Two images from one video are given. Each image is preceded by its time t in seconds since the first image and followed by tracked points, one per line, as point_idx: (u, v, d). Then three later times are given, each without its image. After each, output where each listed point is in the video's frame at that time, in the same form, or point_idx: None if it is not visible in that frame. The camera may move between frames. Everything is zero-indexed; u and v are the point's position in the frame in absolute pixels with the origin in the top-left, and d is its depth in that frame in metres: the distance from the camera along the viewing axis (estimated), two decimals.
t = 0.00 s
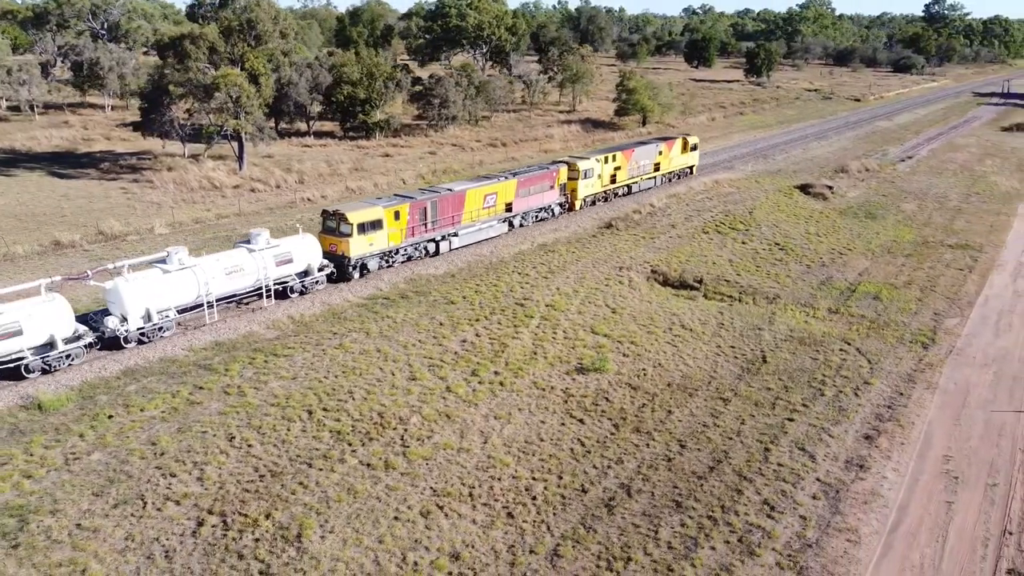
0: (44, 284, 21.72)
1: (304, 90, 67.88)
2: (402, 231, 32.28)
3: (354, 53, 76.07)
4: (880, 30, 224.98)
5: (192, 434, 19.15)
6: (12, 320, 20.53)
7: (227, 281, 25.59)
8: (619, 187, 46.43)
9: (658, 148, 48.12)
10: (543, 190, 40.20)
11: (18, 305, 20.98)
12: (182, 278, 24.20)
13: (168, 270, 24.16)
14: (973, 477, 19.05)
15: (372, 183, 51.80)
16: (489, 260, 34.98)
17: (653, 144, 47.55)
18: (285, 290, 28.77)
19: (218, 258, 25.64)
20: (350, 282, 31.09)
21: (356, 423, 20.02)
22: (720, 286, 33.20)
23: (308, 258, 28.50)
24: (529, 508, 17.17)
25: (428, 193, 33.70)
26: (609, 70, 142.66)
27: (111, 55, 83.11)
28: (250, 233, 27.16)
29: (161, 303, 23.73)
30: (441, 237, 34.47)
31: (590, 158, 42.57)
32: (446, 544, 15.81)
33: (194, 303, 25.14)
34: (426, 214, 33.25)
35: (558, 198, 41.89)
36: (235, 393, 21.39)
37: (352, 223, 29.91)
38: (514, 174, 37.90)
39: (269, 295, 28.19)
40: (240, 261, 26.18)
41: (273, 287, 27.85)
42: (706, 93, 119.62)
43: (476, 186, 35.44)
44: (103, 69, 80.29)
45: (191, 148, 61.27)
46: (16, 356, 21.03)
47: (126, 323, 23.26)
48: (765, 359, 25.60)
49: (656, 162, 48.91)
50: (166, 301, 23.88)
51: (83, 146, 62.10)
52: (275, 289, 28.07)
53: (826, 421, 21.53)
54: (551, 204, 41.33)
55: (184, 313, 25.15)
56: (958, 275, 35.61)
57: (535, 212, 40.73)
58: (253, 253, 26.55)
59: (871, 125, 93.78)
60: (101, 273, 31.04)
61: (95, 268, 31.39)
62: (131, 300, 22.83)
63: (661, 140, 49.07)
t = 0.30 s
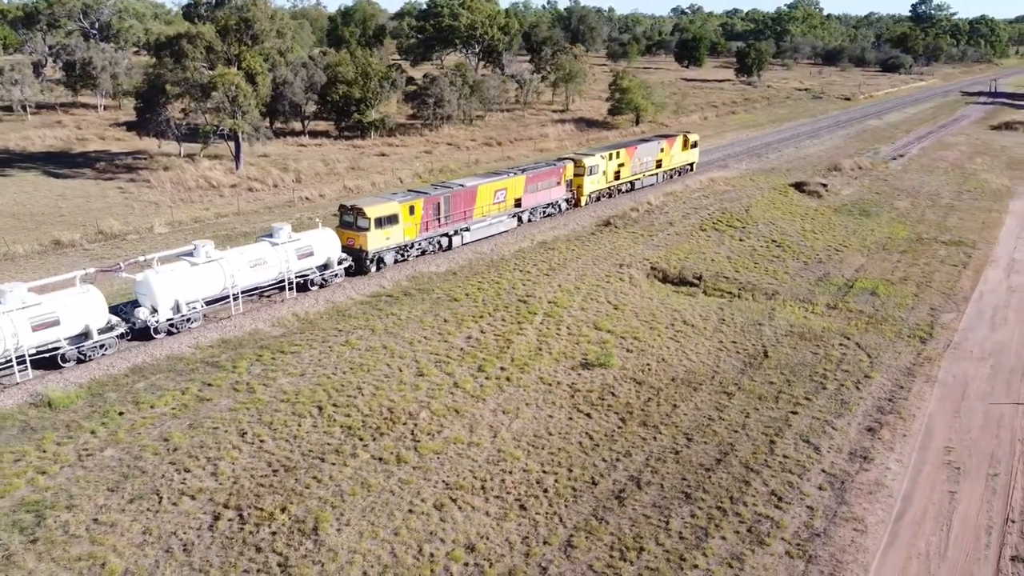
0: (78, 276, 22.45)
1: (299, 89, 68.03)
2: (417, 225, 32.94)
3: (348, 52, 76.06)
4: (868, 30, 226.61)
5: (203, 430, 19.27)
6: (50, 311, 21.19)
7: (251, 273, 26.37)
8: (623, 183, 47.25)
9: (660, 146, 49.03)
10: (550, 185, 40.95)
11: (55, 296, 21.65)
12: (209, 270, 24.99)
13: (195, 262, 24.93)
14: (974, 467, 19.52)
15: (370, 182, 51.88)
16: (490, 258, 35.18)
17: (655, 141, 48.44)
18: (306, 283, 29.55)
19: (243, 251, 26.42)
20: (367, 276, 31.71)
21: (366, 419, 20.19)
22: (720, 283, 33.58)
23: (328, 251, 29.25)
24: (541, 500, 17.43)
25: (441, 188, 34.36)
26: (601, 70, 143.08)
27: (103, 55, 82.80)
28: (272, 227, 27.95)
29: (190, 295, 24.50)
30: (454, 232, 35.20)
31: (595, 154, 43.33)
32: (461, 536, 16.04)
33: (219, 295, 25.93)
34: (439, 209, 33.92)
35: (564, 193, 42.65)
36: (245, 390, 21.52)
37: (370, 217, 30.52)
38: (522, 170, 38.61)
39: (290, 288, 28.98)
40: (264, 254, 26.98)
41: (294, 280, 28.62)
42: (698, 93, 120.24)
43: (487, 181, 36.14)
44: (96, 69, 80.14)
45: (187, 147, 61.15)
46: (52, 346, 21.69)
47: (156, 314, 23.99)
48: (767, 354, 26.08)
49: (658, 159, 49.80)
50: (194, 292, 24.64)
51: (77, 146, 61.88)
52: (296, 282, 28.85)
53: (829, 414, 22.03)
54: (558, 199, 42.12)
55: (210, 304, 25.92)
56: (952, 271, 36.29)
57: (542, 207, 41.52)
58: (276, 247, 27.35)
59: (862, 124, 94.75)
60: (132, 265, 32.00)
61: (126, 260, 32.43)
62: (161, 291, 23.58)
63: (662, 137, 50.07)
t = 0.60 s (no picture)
0: (111, 268, 23.13)
1: (295, 89, 68.02)
2: (431, 220, 33.63)
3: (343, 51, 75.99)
4: (856, 29, 228.17)
5: (215, 426, 19.39)
6: (84, 302, 21.81)
7: (274, 266, 27.21)
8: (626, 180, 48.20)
9: (662, 143, 49.98)
10: (557, 181, 41.71)
11: (89, 288, 22.30)
12: (235, 263, 25.79)
13: (221, 256, 25.72)
14: (975, 458, 20.03)
15: (368, 181, 51.92)
16: (491, 255, 35.32)
17: (657, 139, 49.38)
18: (325, 275, 30.38)
19: (266, 245, 27.23)
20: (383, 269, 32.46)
21: (377, 414, 20.36)
22: (719, 279, 33.89)
23: (346, 245, 30.07)
24: (553, 493, 17.67)
25: (453, 183, 35.04)
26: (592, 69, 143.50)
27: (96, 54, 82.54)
28: (292, 221, 28.74)
29: (217, 286, 25.28)
30: (466, 227, 35.94)
31: (600, 151, 44.18)
32: (475, 528, 16.25)
33: (244, 287, 26.75)
34: (452, 204, 34.61)
35: (571, 189, 43.39)
36: (254, 386, 21.64)
37: (386, 212, 31.19)
38: (531, 166, 39.34)
39: (311, 281, 29.79)
40: (286, 248, 27.78)
41: (315, 273, 29.42)
42: (690, 92, 120.83)
43: (498, 177, 36.88)
44: (89, 68, 79.98)
45: (183, 147, 61.04)
46: (88, 336, 22.38)
47: (184, 305, 24.74)
48: (769, 349, 26.52)
49: (660, 156, 50.77)
50: (220, 284, 25.42)
51: (72, 146, 61.75)
52: (316, 275, 29.68)
53: (831, 408, 22.49)
54: (565, 195, 42.89)
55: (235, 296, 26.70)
56: (947, 268, 37.02)
57: (550, 203, 42.30)
58: (297, 241, 28.16)
59: (854, 123, 95.72)
60: (162, 258, 33.05)
61: (155, 254, 33.66)
62: (189, 283, 24.36)
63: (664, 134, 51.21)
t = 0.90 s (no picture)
0: (143, 261, 23.91)
1: (291, 88, 68.03)
2: (445, 215, 34.30)
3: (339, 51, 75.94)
4: (846, 29, 229.36)
5: (227, 422, 19.53)
6: (119, 292, 22.61)
7: (297, 259, 27.97)
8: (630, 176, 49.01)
9: (664, 140, 50.76)
10: (565, 177, 42.46)
11: (123, 279, 23.11)
12: (259, 256, 26.54)
13: (247, 249, 26.45)
14: (978, 450, 20.41)
15: (367, 180, 51.94)
16: (492, 253, 35.43)
17: (660, 136, 50.15)
18: (345, 269, 31.13)
19: (288, 238, 27.97)
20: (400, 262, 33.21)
21: (387, 409, 20.51)
22: (719, 276, 34.18)
23: (365, 239, 30.79)
24: (566, 486, 17.87)
25: (466, 179, 35.73)
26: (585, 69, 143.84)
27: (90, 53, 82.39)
28: (313, 215, 29.47)
29: (243, 279, 26.04)
30: (478, 222, 36.67)
31: (606, 148, 44.97)
32: (490, 520, 16.42)
33: (269, 279, 27.53)
34: (465, 199, 35.29)
35: (578, 185, 44.11)
36: (264, 383, 21.76)
37: (403, 207, 31.85)
38: (540, 163, 40.07)
39: (332, 274, 30.54)
40: (307, 241, 28.50)
41: (335, 266, 30.14)
42: (684, 91, 121.30)
43: (509, 173, 37.51)
44: (83, 68, 79.86)
45: (180, 147, 61.10)
46: (121, 326, 23.20)
47: (212, 297, 25.53)
48: (772, 344, 26.86)
49: (662, 153, 51.56)
50: (246, 277, 26.17)
51: (68, 146, 61.77)
52: (336, 268, 30.43)
53: (836, 401, 22.84)
54: (572, 191, 43.66)
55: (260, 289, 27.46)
56: (944, 264, 37.53)
57: (558, 199, 43.05)
58: (319, 234, 28.90)
59: (847, 121, 96.49)
60: (190, 251, 34.15)
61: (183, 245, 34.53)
62: (217, 276, 25.10)
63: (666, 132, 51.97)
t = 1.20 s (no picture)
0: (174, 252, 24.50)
1: (290, 88, 68.05)
2: (460, 210, 34.99)
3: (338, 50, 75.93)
4: (839, 28, 230.15)
5: (241, 417, 19.68)
6: (153, 283, 23.22)
7: (321, 252, 28.57)
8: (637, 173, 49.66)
9: (669, 137, 51.41)
10: (574, 174, 43.20)
11: (156, 270, 23.72)
12: (286, 249, 27.14)
13: (273, 242, 27.03)
14: (984, 442, 20.71)
15: (368, 178, 51.95)
16: (497, 251, 35.50)
17: (665, 133, 50.78)
18: (365, 262, 31.76)
19: (313, 231, 28.54)
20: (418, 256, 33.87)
21: (400, 404, 20.62)
22: (723, 273, 34.39)
23: (385, 233, 31.40)
24: (580, 479, 18.02)
25: (479, 175, 36.44)
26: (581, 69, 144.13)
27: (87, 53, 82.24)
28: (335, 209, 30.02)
29: (270, 271, 26.65)
30: (492, 217, 37.37)
31: (613, 145, 45.57)
32: (506, 513, 16.57)
33: (294, 272, 28.05)
34: (479, 195, 35.99)
35: (586, 181, 44.81)
36: (275, 378, 21.89)
37: (420, 202, 32.53)
38: (550, 159, 40.80)
39: (353, 267, 31.11)
40: (331, 234, 29.06)
41: (356, 260, 30.76)
42: (680, 90, 121.61)
43: (521, 168, 38.26)
44: (81, 68, 79.74)
45: (181, 147, 61.02)
46: (155, 317, 23.83)
47: (240, 288, 26.11)
48: (777, 340, 27.09)
49: (667, 150, 52.22)
50: (273, 269, 26.78)
51: (67, 146, 61.85)
52: (357, 262, 31.06)
53: (843, 395, 23.09)
54: (581, 187, 44.37)
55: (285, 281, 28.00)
56: (944, 261, 37.89)
57: (567, 195, 43.76)
58: (341, 228, 29.38)
59: (842, 120, 96.97)
60: (221, 244, 35.00)
61: (214, 238, 35.92)
62: (245, 268, 25.69)
63: (671, 129, 52.56)
